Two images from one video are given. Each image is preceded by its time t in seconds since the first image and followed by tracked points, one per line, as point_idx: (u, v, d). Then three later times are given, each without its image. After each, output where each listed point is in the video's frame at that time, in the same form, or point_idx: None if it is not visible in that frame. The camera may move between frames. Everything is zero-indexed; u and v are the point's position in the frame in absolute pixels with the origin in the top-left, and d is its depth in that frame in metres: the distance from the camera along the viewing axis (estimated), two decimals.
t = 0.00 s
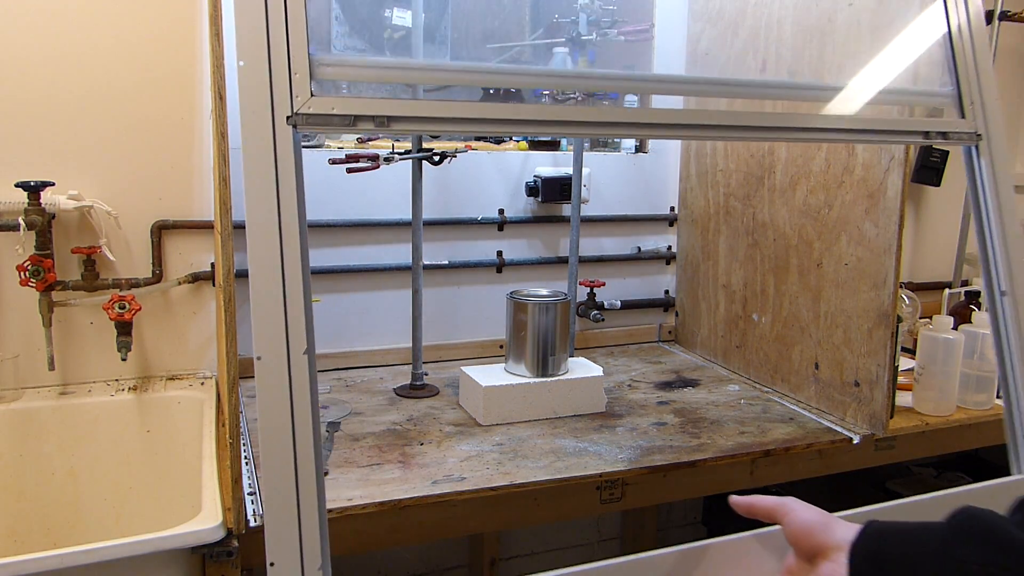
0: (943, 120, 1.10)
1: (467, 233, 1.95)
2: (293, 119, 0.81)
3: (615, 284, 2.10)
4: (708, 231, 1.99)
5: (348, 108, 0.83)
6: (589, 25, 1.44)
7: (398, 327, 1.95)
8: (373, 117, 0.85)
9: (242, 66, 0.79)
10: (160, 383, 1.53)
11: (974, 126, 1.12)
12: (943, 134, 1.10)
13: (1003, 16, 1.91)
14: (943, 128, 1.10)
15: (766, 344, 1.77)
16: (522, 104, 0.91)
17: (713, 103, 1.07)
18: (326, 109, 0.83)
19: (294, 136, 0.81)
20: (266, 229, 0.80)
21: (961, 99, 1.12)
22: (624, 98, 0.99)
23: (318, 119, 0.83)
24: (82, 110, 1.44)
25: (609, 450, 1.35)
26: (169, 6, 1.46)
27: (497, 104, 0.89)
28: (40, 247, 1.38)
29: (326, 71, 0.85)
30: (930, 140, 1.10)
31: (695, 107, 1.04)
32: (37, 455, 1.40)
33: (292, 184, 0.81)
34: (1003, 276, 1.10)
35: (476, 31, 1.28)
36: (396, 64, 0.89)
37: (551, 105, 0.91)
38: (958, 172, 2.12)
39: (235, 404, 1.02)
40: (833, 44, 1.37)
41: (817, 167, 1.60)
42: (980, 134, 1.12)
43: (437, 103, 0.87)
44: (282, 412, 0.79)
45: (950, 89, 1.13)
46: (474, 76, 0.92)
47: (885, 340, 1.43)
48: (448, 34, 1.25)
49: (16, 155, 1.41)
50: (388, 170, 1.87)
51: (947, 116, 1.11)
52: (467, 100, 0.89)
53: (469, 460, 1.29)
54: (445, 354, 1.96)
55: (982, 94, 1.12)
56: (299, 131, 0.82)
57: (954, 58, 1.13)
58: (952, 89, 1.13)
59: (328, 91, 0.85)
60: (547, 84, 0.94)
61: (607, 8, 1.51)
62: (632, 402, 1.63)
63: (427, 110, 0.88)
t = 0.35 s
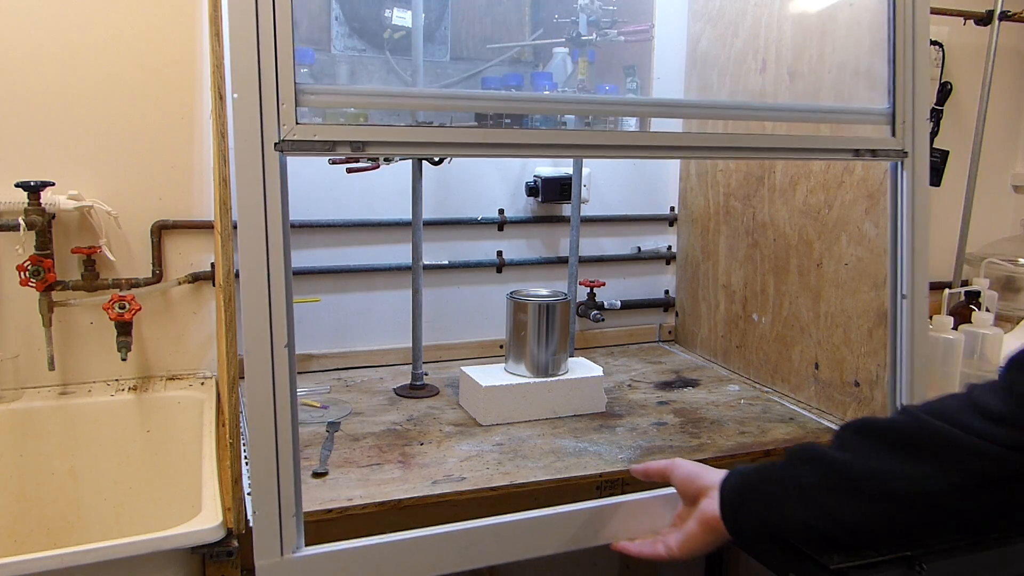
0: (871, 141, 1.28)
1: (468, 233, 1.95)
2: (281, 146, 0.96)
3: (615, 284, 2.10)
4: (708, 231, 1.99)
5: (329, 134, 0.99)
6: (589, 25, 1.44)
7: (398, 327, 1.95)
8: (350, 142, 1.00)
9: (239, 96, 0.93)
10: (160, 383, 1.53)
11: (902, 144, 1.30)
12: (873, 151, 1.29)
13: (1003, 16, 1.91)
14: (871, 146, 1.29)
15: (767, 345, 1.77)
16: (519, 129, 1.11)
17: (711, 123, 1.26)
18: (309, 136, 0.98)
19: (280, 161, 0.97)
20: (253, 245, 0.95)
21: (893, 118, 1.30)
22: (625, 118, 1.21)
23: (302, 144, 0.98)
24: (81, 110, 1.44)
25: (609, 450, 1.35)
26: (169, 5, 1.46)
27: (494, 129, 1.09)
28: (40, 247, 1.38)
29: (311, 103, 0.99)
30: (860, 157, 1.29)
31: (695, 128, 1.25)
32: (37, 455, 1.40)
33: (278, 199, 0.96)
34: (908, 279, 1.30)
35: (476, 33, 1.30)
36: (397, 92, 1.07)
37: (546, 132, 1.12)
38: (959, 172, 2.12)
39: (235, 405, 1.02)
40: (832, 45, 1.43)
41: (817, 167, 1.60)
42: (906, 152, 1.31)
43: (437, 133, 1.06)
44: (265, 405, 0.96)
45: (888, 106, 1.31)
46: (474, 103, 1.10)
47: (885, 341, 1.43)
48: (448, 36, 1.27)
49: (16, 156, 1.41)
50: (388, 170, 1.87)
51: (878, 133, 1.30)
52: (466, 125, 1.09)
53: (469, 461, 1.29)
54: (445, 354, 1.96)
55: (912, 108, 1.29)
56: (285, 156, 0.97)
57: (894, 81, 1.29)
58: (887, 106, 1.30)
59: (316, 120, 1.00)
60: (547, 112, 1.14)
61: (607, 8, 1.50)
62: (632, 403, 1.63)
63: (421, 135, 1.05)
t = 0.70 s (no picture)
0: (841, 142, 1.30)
1: (468, 233, 1.95)
2: (274, 149, 0.99)
3: (615, 284, 2.10)
4: (708, 231, 1.98)
5: (321, 137, 1.01)
6: (589, 25, 1.44)
7: (398, 328, 1.95)
8: (340, 144, 1.03)
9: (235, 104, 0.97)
10: (160, 383, 1.53)
11: (869, 146, 1.31)
12: (839, 153, 1.31)
13: (1004, 16, 1.91)
14: (839, 147, 1.31)
15: (766, 345, 1.77)
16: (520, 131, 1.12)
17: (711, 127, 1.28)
18: (302, 139, 1.01)
19: (274, 163, 1.00)
20: (250, 248, 0.99)
21: (861, 121, 1.31)
22: (624, 122, 1.22)
23: (295, 147, 1.01)
24: (80, 110, 1.44)
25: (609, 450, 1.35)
26: (168, 5, 1.46)
27: (494, 132, 1.10)
28: (40, 247, 1.38)
29: (308, 109, 1.01)
30: (828, 158, 1.31)
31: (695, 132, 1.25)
32: (37, 455, 1.40)
33: (271, 201, 1.00)
34: (863, 278, 1.34)
35: (476, 33, 1.30)
36: (395, 95, 1.07)
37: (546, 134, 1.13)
38: (959, 172, 2.12)
39: (235, 405, 1.03)
40: (832, 45, 1.43)
41: (817, 167, 1.60)
42: (872, 153, 1.32)
43: (435, 135, 1.07)
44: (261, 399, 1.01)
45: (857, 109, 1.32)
46: (474, 105, 1.11)
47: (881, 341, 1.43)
48: (448, 35, 1.27)
49: (16, 155, 1.41)
50: (389, 170, 1.88)
51: (844, 134, 1.31)
52: (470, 129, 1.10)
53: (469, 461, 1.29)
54: (445, 354, 1.96)
55: (882, 109, 1.30)
56: (278, 158, 1.01)
57: (865, 82, 1.30)
58: (856, 108, 1.31)
59: (313, 123, 1.02)
60: (549, 114, 1.15)
61: (607, 8, 1.49)
62: (632, 402, 1.63)
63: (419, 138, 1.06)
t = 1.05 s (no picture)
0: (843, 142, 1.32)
1: (467, 233, 1.95)
2: (273, 149, 0.99)
3: (615, 284, 2.12)
4: (708, 231, 1.98)
5: (319, 137, 1.01)
6: (589, 25, 1.43)
7: (398, 328, 1.95)
8: (339, 144, 1.03)
9: (235, 104, 0.97)
10: (160, 383, 1.53)
11: (870, 145, 1.33)
12: (840, 152, 1.32)
13: (1004, 16, 1.91)
14: (841, 147, 1.32)
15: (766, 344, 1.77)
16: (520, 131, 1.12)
17: (712, 127, 1.29)
18: (300, 139, 1.01)
19: (272, 163, 1.00)
20: (250, 248, 1.00)
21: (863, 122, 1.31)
22: (625, 122, 1.22)
23: (293, 146, 1.01)
24: (78, 110, 1.44)
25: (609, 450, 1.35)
26: (168, 6, 1.46)
27: (494, 131, 1.11)
28: (40, 247, 1.38)
29: (307, 109, 1.01)
30: (829, 158, 1.32)
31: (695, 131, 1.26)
32: (36, 455, 1.40)
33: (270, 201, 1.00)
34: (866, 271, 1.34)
35: (476, 33, 1.30)
36: (394, 95, 1.07)
37: (546, 134, 1.13)
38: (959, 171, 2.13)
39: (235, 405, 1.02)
40: (832, 44, 1.43)
41: (817, 167, 1.58)
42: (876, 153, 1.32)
43: (435, 134, 1.07)
44: (260, 399, 1.00)
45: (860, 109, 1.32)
46: (474, 105, 1.10)
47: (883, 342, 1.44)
48: (448, 35, 1.27)
49: (16, 156, 1.41)
50: (389, 170, 1.88)
51: (844, 134, 1.32)
52: (469, 129, 1.10)
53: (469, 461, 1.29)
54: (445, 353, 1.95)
55: (884, 113, 1.31)
56: (278, 157, 1.01)
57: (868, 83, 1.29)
58: (859, 108, 1.31)
59: (314, 122, 1.02)
60: (549, 114, 1.15)
61: (608, 8, 1.49)
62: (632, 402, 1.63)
63: (418, 138, 1.06)
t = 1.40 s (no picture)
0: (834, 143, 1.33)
1: (468, 233, 1.95)
2: (273, 148, 0.99)
3: (615, 284, 2.12)
4: (708, 231, 1.97)
5: (319, 136, 1.01)
6: (590, 25, 1.43)
7: (398, 328, 1.95)
8: (338, 144, 1.03)
9: (235, 104, 0.97)
10: (160, 383, 1.53)
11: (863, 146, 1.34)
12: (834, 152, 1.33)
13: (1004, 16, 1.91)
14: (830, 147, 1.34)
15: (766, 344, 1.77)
16: (520, 130, 1.12)
17: (712, 127, 1.29)
18: (300, 139, 1.01)
19: (271, 163, 1.00)
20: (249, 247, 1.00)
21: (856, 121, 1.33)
22: (624, 122, 1.22)
23: (292, 146, 1.01)
24: (77, 109, 1.43)
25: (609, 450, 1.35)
26: (168, 5, 1.46)
27: (494, 131, 1.11)
28: (40, 247, 1.38)
29: (307, 109, 1.02)
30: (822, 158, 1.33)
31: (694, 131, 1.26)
32: (37, 455, 1.40)
33: (270, 201, 1.01)
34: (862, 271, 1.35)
35: (476, 32, 1.30)
36: (393, 95, 1.08)
37: (546, 134, 1.13)
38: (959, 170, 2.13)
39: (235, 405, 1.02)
40: (832, 45, 1.43)
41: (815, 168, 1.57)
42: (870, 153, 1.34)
43: (435, 134, 1.08)
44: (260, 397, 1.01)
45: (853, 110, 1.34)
46: (473, 106, 1.11)
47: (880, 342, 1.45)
48: (448, 35, 1.26)
49: (16, 155, 1.41)
50: (389, 170, 1.89)
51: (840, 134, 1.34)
52: (469, 128, 1.10)
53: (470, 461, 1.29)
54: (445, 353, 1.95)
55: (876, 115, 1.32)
56: (277, 157, 1.01)
57: (859, 84, 1.32)
58: (851, 108, 1.33)
59: (314, 122, 1.03)
60: (548, 114, 1.15)
61: (608, 8, 1.48)
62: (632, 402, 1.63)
63: (417, 137, 1.06)
